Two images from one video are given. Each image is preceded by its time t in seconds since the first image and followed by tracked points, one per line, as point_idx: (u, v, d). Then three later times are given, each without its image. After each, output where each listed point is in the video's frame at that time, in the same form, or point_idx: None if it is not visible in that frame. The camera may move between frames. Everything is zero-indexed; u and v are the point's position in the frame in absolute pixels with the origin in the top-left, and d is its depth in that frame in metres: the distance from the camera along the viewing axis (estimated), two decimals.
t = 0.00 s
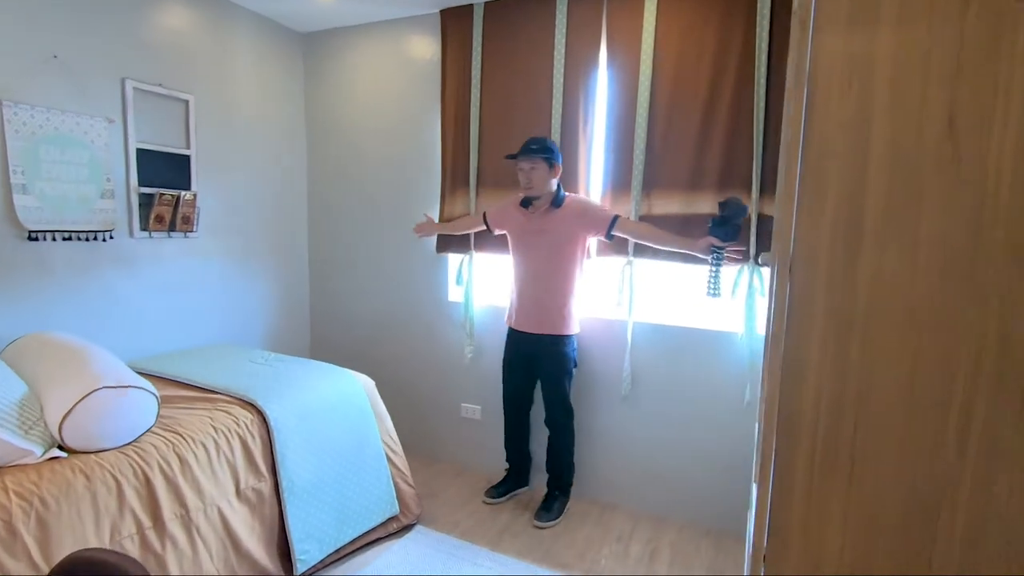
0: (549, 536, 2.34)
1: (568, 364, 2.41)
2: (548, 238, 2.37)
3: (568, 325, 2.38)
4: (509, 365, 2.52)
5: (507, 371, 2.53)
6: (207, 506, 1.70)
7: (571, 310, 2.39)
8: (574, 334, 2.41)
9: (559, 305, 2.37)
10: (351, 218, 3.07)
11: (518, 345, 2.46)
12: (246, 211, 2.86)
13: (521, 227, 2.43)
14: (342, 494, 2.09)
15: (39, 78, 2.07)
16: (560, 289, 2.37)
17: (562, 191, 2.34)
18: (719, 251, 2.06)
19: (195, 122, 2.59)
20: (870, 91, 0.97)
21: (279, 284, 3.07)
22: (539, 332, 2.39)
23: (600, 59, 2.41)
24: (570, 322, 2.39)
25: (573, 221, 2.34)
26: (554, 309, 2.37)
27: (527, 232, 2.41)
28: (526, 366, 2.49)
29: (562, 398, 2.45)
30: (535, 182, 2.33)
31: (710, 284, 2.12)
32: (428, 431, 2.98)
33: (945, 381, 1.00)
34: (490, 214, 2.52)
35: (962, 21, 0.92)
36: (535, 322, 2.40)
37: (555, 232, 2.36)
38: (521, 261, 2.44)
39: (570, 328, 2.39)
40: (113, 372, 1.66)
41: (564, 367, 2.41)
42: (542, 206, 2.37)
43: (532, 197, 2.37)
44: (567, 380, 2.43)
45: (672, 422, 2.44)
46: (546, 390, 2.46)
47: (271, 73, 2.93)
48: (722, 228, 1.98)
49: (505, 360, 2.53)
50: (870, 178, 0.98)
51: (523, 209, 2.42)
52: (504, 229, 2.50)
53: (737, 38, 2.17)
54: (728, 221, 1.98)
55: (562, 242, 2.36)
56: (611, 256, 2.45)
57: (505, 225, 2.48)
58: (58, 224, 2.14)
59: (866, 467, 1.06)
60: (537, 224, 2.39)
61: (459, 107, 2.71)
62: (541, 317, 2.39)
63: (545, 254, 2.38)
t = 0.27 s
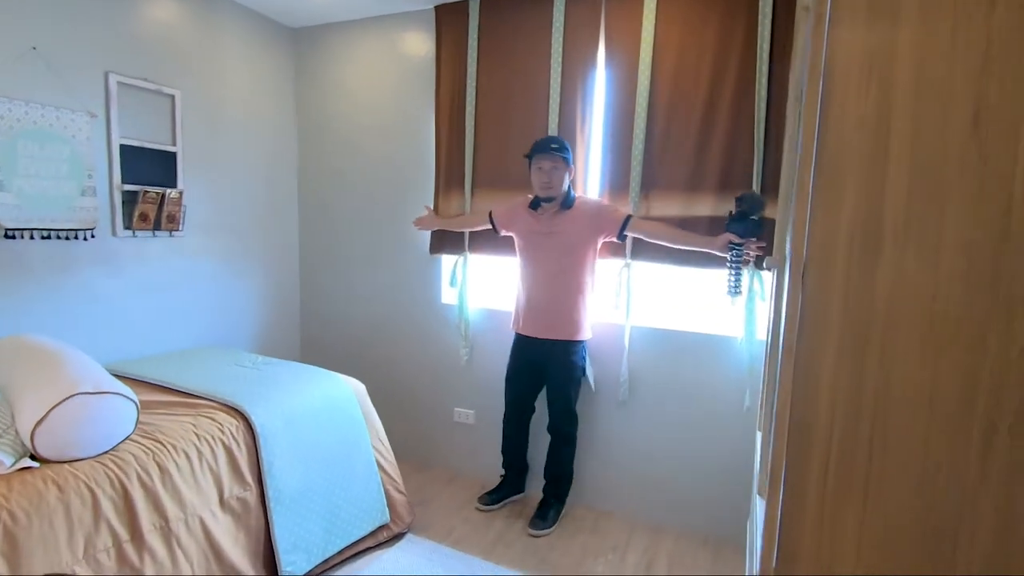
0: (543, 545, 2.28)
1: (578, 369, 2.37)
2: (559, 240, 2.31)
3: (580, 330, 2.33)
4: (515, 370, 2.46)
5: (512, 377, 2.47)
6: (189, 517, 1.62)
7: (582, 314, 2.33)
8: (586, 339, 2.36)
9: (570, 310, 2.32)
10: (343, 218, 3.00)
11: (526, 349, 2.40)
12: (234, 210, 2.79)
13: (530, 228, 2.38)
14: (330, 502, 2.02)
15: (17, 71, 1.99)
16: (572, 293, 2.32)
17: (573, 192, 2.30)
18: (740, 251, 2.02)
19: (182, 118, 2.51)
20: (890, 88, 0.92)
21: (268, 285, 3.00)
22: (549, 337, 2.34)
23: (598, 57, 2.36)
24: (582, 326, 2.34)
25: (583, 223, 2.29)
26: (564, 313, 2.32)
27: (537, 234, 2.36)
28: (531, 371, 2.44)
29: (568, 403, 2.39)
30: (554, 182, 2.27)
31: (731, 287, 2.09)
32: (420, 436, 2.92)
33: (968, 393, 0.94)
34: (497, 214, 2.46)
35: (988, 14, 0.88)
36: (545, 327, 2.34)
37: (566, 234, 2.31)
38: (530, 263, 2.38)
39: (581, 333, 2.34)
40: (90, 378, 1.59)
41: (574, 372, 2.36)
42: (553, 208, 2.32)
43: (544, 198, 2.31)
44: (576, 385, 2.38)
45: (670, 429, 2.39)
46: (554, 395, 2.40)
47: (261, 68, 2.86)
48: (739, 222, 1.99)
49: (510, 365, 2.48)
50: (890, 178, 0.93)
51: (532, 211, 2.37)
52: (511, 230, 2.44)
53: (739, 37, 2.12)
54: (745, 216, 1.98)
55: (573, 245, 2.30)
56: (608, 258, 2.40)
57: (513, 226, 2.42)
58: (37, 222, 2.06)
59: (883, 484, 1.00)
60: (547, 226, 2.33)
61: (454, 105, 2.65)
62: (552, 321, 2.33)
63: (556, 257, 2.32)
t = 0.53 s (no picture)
0: (539, 555, 2.22)
1: (580, 376, 2.30)
2: (563, 242, 2.25)
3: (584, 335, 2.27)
4: (515, 375, 2.39)
5: (511, 382, 2.40)
6: (169, 528, 1.56)
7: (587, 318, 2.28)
8: (589, 345, 2.30)
9: (573, 315, 2.26)
10: (335, 218, 2.94)
11: (527, 355, 2.34)
12: (224, 209, 2.72)
13: (533, 230, 2.31)
14: (319, 511, 1.96)
15: None
16: (575, 298, 2.26)
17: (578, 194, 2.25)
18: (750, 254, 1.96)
19: (170, 115, 2.45)
20: (911, 85, 0.86)
21: (258, 286, 2.93)
22: (551, 342, 2.28)
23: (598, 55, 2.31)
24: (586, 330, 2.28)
25: (587, 225, 2.23)
26: (567, 319, 2.26)
27: (540, 236, 2.30)
28: (530, 377, 2.38)
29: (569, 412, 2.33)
30: (559, 182, 2.22)
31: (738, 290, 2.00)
32: (413, 442, 2.85)
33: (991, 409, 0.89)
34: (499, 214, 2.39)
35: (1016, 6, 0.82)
36: (547, 332, 2.28)
37: (571, 237, 2.25)
38: (532, 266, 2.32)
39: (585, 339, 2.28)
40: (65, 384, 1.53)
41: (576, 379, 2.30)
42: (556, 209, 2.26)
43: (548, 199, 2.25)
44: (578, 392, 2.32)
45: (669, 436, 2.33)
46: (555, 403, 2.34)
47: (252, 65, 2.79)
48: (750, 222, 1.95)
49: (510, 370, 2.41)
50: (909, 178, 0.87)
51: (534, 211, 2.31)
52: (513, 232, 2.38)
53: (742, 36, 2.07)
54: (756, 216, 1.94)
55: (577, 248, 2.24)
56: (607, 261, 2.35)
57: (515, 228, 2.36)
58: (16, 219, 1.99)
59: (900, 503, 0.94)
60: (550, 228, 2.27)
61: (449, 104, 2.59)
62: (554, 327, 2.27)
63: (560, 259, 2.26)
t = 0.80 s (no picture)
0: (538, 562, 2.17)
1: (581, 380, 2.26)
2: (568, 243, 2.21)
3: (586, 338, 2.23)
4: (516, 378, 2.35)
5: (513, 385, 2.36)
6: (158, 533, 1.51)
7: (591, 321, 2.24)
8: (591, 349, 2.25)
9: (575, 318, 2.22)
10: (334, 217, 2.90)
11: (527, 357, 2.30)
12: (220, 207, 2.68)
13: (537, 231, 2.27)
14: (313, 515, 1.91)
15: None
16: (578, 300, 2.21)
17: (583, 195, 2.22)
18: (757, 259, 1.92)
19: (166, 111, 2.41)
20: (936, 82, 0.83)
21: (255, 286, 2.89)
22: (552, 345, 2.24)
23: (601, 53, 2.27)
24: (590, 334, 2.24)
25: (591, 226, 2.19)
26: (569, 322, 2.22)
27: (544, 237, 2.26)
28: (530, 380, 2.33)
29: (570, 416, 2.29)
30: (563, 183, 2.18)
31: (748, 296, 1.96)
32: (411, 444, 2.81)
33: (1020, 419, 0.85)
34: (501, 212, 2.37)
35: None
36: (548, 334, 2.24)
37: (575, 239, 2.20)
38: (534, 267, 2.28)
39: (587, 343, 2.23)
40: (52, 385, 1.49)
41: (577, 383, 2.26)
42: (561, 209, 2.23)
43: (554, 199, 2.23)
44: (579, 397, 2.28)
45: (670, 440, 2.29)
46: (557, 407, 2.30)
47: (251, 61, 2.76)
48: (758, 227, 1.90)
49: (510, 372, 2.37)
50: (933, 176, 0.84)
51: (539, 211, 2.28)
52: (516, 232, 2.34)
53: (749, 34, 2.03)
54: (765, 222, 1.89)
55: (581, 250, 2.20)
56: (610, 263, 2.31)
57: (519, 228, 2.32)
58: (6, 215, 1.95)
59: (920, 517, 0.89)
60: (554, 228, 2.23)
61: (450, 102, 2.55)
62: (556, 329, 2.23)
63: (565, 260, 2.22)
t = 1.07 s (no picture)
0: (536, 563, 2.15)
1: (581, 383, 2.23)
2: (568, 248, 2.18)
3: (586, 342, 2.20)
4: (515, 380, 2.32)
5: (513, 388, 2.33)
6: (151, 533, 1.48)
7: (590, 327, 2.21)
8: (591, 352, 2.22)
9: (575, 321, 2.19)
10: (333, 213, 2.87)
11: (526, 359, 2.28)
12: (217, 201, 2.65)
13: (539, 231, 2.24)
14: (311, 514, 1.89)
15: None
16: (579, 303, 2.18)
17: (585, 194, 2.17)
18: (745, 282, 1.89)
19: (163, 104, 2.38)
20: (957, 74, 0.80)
21: (253, 282, 2.86)
22: (550, 348, 2.21)
23: (605, 49, 2.23)
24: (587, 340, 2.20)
25: (593, 228, 2.16)
26: (569, 325, 2.19)
27: (546, 237, 2.22)
28: (530, 383, 2.30)
29: (570, 420, 2.26)
30: (562, 181, 2.15)
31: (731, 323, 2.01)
32: (409, 443, 2.78)
33: None
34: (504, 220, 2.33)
35: None
36: (547, 337, 2.21)
37: (577, 240, 2.17)
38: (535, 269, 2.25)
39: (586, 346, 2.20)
40: (43, 381, 1.46)
41: (577, 386, 2.23)
42: (562, 208, 2.20)
43: (557, 198, 2.18)
44: (579, 401, 2.25)
45: (671, 442, 2.26)
46: (557, 410, 2.27)
47: (250, 54, 2.72)
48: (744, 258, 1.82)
49: (510, 373, 2.34)
50: (953, 171, 0.81)
51: (542, 210, 2.23)
52: (518, 233, 2.31)
53: (755, 30, 2.00)
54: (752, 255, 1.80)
55: (583, 252, 2.17)
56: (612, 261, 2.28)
57: (521, 228, 2.29)
58: None
59: (934, 523, 0.86)
60: (557, 229, 2.20)
61: (451, 97, 2.51)
62: (555, 332, 2.20)
63: (564, 265, 2.19)
